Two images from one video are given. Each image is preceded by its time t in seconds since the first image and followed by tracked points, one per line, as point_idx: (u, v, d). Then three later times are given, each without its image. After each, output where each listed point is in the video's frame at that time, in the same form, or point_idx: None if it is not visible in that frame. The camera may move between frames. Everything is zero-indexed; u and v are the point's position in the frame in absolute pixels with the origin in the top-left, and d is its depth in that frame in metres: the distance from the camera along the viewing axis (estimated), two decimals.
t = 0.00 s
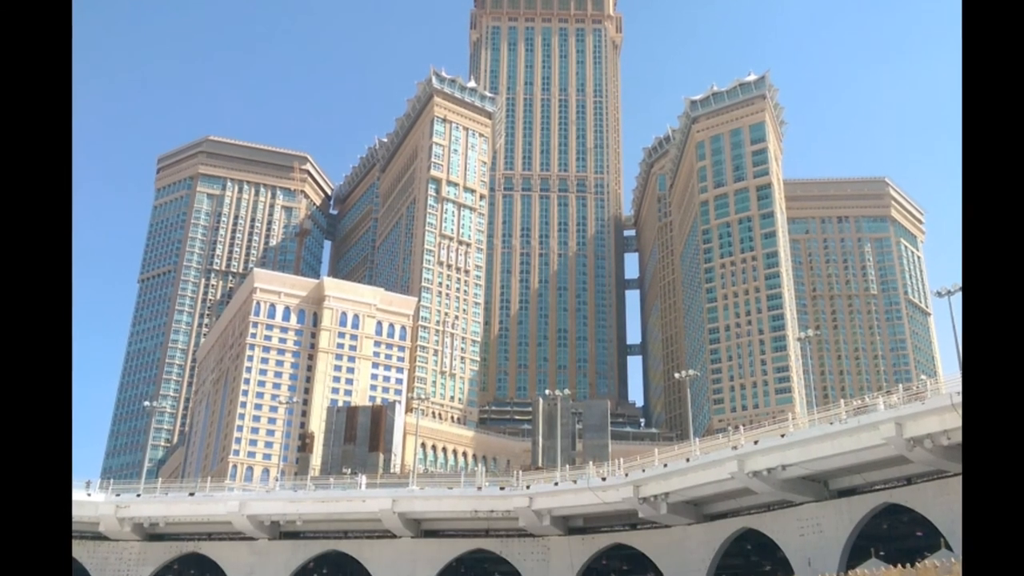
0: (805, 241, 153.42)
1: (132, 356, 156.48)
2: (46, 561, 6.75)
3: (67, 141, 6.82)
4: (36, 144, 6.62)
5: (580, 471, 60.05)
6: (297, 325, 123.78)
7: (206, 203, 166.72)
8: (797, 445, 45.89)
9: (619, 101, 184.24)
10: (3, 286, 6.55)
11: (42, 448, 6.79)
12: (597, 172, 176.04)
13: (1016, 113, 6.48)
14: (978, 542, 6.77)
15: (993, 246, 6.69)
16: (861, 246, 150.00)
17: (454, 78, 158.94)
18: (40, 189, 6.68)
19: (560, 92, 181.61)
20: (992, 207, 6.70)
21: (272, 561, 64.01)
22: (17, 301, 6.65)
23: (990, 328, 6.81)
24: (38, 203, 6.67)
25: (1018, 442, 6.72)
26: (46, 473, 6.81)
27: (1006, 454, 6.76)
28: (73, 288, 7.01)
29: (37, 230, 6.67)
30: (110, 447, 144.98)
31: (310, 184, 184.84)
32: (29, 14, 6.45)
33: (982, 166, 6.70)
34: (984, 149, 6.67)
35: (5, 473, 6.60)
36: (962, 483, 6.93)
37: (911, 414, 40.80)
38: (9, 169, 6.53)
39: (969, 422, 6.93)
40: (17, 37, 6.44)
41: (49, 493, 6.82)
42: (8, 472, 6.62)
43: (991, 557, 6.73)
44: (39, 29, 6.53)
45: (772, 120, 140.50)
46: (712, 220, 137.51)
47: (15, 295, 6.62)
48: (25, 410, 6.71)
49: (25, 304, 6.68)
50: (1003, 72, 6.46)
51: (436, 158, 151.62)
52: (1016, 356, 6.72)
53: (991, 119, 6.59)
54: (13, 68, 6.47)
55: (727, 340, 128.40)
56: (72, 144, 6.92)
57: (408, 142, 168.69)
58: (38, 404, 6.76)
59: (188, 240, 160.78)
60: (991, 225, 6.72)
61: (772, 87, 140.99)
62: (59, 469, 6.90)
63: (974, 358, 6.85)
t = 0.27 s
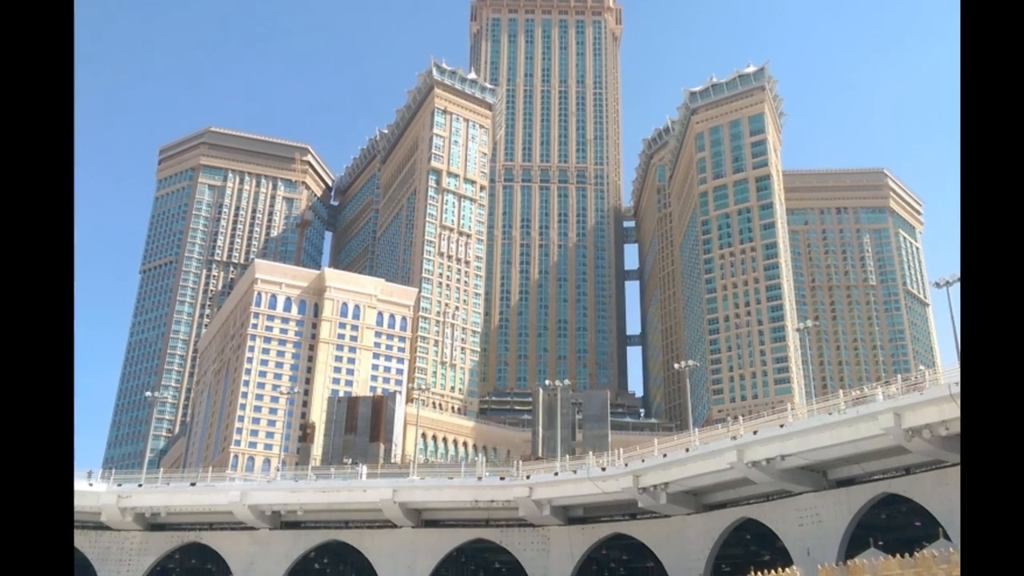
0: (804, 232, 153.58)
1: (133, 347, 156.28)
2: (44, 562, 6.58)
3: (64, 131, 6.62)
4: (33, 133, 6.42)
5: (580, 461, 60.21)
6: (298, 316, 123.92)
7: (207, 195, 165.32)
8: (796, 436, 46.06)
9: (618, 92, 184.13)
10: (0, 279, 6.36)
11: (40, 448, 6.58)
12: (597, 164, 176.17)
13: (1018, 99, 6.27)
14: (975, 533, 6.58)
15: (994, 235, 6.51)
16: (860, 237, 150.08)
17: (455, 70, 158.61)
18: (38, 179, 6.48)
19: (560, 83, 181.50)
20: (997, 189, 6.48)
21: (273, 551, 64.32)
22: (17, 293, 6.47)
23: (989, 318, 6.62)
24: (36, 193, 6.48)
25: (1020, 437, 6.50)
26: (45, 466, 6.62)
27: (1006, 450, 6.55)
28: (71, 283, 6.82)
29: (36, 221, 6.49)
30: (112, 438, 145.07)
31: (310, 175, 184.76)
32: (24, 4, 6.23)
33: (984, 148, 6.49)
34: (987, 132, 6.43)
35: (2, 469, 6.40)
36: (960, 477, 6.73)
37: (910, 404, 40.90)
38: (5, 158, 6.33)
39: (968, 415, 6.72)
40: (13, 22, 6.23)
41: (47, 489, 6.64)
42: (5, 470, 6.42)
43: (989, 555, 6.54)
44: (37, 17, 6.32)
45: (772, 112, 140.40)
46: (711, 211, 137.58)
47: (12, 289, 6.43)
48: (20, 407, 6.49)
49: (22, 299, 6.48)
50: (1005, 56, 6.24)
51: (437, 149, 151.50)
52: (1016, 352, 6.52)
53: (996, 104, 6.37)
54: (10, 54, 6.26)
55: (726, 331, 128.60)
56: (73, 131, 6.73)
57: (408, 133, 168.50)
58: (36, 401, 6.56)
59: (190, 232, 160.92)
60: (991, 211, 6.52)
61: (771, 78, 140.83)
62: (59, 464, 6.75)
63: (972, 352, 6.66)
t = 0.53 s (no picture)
0: (804, 223, 153.68)
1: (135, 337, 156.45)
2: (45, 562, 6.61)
3: (68, 131, 6.73)
4: (37, 132, 6.48)
5: (580, 451, 60.41)
6: (300, 306, 124.04)
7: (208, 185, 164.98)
8: (795, 426, 46.24)
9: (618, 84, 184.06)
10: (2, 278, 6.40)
11: (42, 448, 6.63)
12: (597, 155, 176.36)
13: (1016, 96, 6.16)
14: (979, 526, 6.38)
15: (994, 226, 6.39)
16: (859, 228, 147.94)
17: (455, 61, 158.35)
18: (43, 179, 6.56)
19: (560, 75, 181.41)
20: (1000, 177, 6.34)
21: (274, 541, 64.66)
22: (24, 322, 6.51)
23: (991, 307, 6.48)
24: (39, 193, 6.54)
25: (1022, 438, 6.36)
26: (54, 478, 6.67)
27: (1006, 442, 6.40)
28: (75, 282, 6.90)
29: (39, 221, 6.55)
30: (113, 427, 144.94)
31: (311, 166, 184.75)
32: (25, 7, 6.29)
33: (985, 139, 6.38)
34: (990, 117, 6.32)
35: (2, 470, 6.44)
36: (962, 464, 6.57)
37: (909, 394, 41.07)
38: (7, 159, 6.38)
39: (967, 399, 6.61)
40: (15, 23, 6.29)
41: (50, 487, 6.70)
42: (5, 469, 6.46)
43: (991, 547, 6.34)
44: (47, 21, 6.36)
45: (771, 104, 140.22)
46: (710, 202, 137.63)
47: (13, 288, 6.47)
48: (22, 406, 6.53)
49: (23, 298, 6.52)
50: (1003, 49, 6.12)
51: (437, 141, 151.39)
52: (1013, 351, 6.40)
53: (995, 91, 6.24)
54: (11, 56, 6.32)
55: (726, 322, 128.66)
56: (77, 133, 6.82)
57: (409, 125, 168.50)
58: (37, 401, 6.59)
59: (191, 223, 159.73)
60: (993, 198, 6.38)
61: (770, 70, 140.60)
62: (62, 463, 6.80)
63: (973, 339, 6.54)
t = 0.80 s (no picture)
0: (803, 214, 154.00)
1: (136, 328, 156.52)
2: (49, 550, 6.76)
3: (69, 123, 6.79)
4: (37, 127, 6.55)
5: (580, 441, 60.62)
6: (301, 297, 124.00)
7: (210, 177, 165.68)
8: (795, 416, 46.44)
9: (618, 76, 183.91)
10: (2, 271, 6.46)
11: (43, 439, 6.73)
12: (597, 146, 176.33)
13: (1019, 84, 6.37)
14: (976, 514, 6.76)
15: (996, 216, 6.64)
16: (858, 220, 148.96)
17: (456, 53, 158.05)
18: (43, 173, 6.62)
19: (560, 67, 181.21)
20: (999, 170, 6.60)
21: (276, 530, 65.00)
22: (20, 336, 6.61)
23: (990, 293, 6.77)
24: (40, 186, 6.61)
25: (1018, 431, 6.66)
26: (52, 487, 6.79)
27: (1004, 426, 6.74)
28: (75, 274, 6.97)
29: (40, 213, 6.62)
30: (115, 418, 144.94)
31: (313, 158, 184.76)
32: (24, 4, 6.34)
33: (986, 129, 6.61)
34: (990, 113, 6.56)
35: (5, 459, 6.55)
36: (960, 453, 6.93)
37: (908, 384, 41.20)
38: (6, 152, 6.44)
39: (968, 384, 6.89)
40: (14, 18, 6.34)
41: (54, 474, 6.84)
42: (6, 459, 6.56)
43: (986, 533, 6.74)
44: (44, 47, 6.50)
45: (770, 95, 139.94)
46: (710, 193, 137.62)
47: (14, 280, 6.55)
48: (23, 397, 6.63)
49: (23, 291, 6.58)
50: (1006, 39, 6.34)
51: (438, 132, 151.28)
52: (1013, 331, 6.68)
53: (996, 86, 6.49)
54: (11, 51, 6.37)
55: (725, 313, 128.76)
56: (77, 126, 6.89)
57: (409, 117, 168.32)
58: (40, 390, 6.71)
59: (193, 214, 160.80)
60: (995, 188, 6.63)
61: (769, 62, 140.39)
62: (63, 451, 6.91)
63: (972, 330, 6.83)
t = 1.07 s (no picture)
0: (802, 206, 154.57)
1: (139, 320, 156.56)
2: (52, 542, 6.85)
3: (69, 118, 6.85)
4: (39, 120, 6.63)
5: (580, 432, 60.80)
6: (302, 288, 124.15)
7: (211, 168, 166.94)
8: (794, 407, 46.56)
9: (618, 68, 183.66)
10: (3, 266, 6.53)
11: (50, 469, 6.86)
12: (597, 138, 176.38)
13: (1016, 87, 6.66)
14: (972, 501, 7.03)
15: (997, 211, 6.89)
16: (857, 211, 149.37)
17: (456, 45, 157.82)
18: (46, 168, 6.71)
19: (560, 59, 180.90)
20: (999, 167, 6.86)
21: (277, 520, 65.32)
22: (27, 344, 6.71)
23: (991, 284, 7.02)
24: (43, 180, 6.70)
25: (1015, 419, 6.93)
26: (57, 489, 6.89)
27: (1004, 416, 6.97)
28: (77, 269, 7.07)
29: (42, 207, 6.70)
30: (117, 409, 143.89)
31: (313, 149, 184.70)
32: (26, 4, 6.42)
33: (984, 136, 6.90)
34: (988, 116, 6.85)
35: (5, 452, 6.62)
36: (958, 445, 7.16)
37: (906, 375, 41.35)
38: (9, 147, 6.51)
39: (965, 371, 7.15)
40: (17, 15, 6.41)
41: (57, 463, 6.94)
42: (8, 451, 6.65)
43: (984, 522, 7.00)
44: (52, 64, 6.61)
45: (769, 87, 139.71)
46: (710, 184, 137.57)
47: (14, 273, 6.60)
48: (26, 390, 6.72)
49: (25, 285, 6.66)
50: (1007, 43, 6.61)
51: (438, 123, 151.12)
52: (1014, 324, 6.95)
53: (995, 90, 6.76)
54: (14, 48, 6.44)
55: (724, 304, 128.76)
56: (79, 122, 6.96)
57: (410, 108, 168.12)
58: (41, 383, 6.80)
59: (194, 204, 161.44)
60: (995, 185, 6.90)
61: (769, 54, 140.13)
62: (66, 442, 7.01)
63: (972, 322, 7.10)
